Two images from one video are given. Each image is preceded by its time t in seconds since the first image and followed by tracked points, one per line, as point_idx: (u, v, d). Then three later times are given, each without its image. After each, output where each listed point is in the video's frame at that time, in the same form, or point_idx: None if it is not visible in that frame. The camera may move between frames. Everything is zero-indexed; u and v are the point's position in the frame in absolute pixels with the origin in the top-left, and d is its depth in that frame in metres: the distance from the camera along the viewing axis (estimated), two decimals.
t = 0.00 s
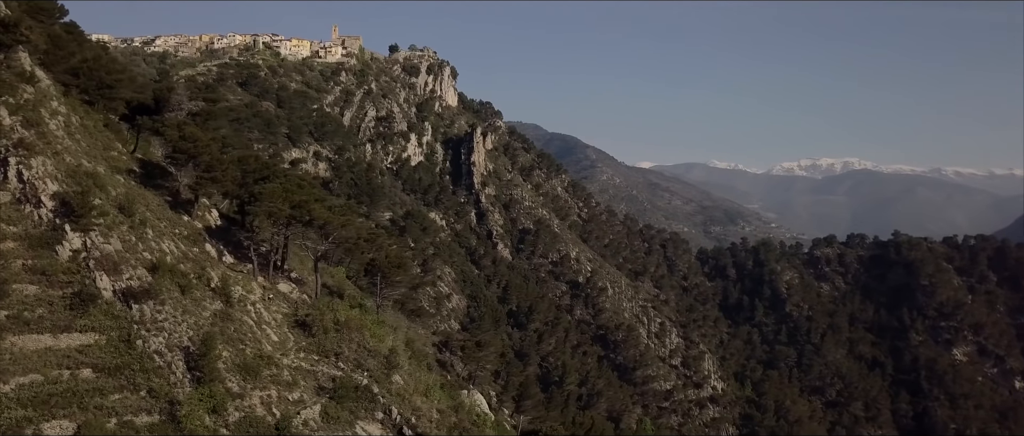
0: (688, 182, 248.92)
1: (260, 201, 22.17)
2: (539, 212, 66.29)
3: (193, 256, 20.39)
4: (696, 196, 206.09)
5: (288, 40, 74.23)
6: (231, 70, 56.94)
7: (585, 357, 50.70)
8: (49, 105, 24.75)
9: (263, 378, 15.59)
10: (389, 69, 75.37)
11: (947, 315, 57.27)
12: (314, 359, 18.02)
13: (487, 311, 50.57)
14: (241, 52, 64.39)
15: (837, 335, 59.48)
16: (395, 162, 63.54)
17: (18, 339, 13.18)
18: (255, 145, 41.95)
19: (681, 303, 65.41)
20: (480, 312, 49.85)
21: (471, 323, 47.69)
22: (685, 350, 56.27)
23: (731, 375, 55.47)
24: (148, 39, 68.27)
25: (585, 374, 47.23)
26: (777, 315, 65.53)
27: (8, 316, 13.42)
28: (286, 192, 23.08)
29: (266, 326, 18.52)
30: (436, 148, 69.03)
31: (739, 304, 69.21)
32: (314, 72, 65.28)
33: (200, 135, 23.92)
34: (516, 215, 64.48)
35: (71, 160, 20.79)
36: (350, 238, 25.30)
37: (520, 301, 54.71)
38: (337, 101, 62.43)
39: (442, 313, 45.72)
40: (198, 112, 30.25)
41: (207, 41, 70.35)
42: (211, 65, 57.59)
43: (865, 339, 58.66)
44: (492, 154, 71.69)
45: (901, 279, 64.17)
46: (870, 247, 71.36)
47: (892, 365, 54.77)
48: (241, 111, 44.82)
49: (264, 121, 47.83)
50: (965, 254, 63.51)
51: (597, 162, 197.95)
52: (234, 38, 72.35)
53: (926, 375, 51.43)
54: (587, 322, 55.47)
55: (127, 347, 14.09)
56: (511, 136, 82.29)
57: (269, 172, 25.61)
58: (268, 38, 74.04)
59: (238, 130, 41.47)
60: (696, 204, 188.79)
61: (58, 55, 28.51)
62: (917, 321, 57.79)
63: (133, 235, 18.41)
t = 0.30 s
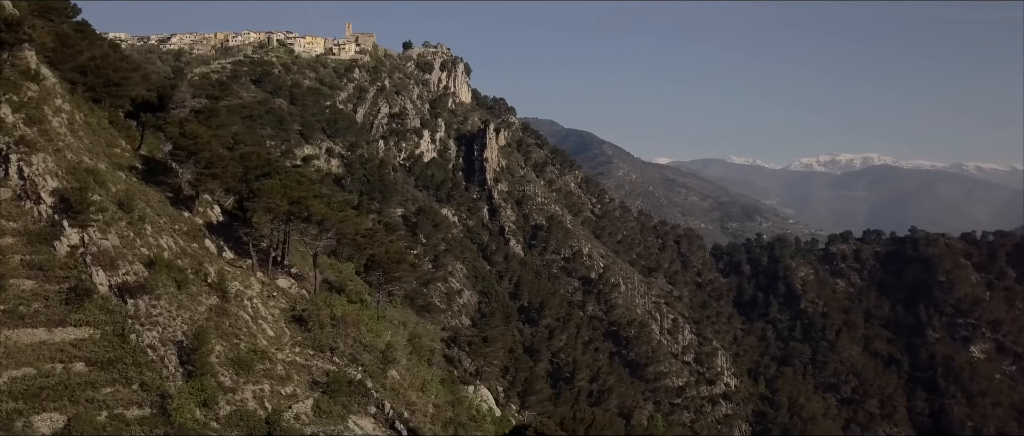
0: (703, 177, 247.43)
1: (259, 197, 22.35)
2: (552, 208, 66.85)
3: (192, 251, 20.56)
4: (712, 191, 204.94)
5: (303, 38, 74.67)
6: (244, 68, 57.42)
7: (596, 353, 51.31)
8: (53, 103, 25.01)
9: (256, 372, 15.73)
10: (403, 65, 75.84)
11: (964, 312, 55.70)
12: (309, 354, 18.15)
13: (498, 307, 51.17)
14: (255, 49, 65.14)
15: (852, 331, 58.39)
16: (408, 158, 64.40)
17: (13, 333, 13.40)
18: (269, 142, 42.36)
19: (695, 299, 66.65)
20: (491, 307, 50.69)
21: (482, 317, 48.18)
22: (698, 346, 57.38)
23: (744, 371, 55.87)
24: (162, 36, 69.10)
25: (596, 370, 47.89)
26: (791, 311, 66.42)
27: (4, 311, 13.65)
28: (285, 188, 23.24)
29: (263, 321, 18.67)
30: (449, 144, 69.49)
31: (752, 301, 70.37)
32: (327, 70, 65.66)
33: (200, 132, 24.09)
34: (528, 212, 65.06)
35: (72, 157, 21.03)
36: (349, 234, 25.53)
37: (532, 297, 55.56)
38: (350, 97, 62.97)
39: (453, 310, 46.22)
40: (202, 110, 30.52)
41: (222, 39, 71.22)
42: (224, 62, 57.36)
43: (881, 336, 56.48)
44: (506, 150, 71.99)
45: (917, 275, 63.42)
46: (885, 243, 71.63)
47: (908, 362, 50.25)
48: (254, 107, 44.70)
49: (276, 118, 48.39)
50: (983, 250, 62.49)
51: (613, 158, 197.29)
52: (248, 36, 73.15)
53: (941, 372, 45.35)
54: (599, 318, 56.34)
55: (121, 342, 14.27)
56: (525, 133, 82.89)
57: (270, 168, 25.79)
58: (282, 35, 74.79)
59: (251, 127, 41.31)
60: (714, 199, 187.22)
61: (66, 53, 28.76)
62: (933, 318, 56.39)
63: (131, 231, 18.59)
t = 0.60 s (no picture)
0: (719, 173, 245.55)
1: (256, 192, 22.57)
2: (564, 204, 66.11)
3: (189, 247, 20.73)
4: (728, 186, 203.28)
5: (316, 35, 75.47)
6: (258, 65, 59.33)
7: (607, 349, 52.02)
8: (56, 100, 25.27)
9: (248, 366, 15.86)
10: (416, 62, 76.08)
11: (982, 309, 56.59)
12: (304, 348, 18.23)
13: (507, 303, 51.48)
14: (269, 47, 66.01)
15: (867, 328, 59.10)
16: (420, 155, 63.73)
17: (7, 327, 13.58)
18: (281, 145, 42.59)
19: (708, 296, 65.34)
20: (501, 304, 51.25)
21: (493, 313, 48.94)
22: (711, 343, 56.64)
23: (757, 368, 55.79)
24: (178, 34, 70.10)
25: (606, 365, 49.16)
26: (807, 308, 64.94)
27: None
28: (283, 184, 23.41)
29: (258, 315, 18.81)
30: (462, 140, 68.98)
31: (767, 298, 68.44)
32: (340, 66, 66.72)
33: (199, 129, 24.28)
34: (541, 208, 64.54)
35: (73, 154, 21.30)
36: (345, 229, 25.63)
37: (542, 293, 55.52)
38: (363, 94, 63.12)
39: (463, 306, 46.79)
40: (203, 106, 30.72)
41: (236, 37, 72.14)
42: (239, 60, 59.96)
43: (896, 333, 58.40)
44: (519, 146, 71.94)
45: (933, 272, 63.08)
46: (901, 239, 69.79)
47: (923, 360, 54.62)
48: (267, 106, 50.10)
49: (289, 115, 51.54)
50: (1001, 245, 61.75)
51: (628, 153, 196.28)
52: (262, 33, 73.96)
53: (958, 371, 51.39)
54: (610, 315, 55.96)
55: (114, 335, 14.41)
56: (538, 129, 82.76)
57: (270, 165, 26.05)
58: (296, 32, 75.49)
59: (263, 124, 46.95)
60: (730, 195, 185.47)
61: (75, 51, 29.17)
62: (949, 315, 57.25)
63: (129, 227, 18.85)
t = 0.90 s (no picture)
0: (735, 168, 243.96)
1: (253, 189, 22.78)
2: (576, 200, 66.41)
3: (187, 242, 20.96)
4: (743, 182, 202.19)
5: (329, 32, 76.25)
6: (271, 63, 60.60)
7: (618, 346, 52.91)
8: (59, 98, 25.60)
9: (240, 359, 16.01)
10: (429, 58, 76.59)
11: (1000, 306, 57.00)
12: (298, 342, 18.38)
13: (518, 300, 52.39)
14: (282, 44, 67.13)
15: (883, 325, 58.93)
16: (433, 151, 64.33)
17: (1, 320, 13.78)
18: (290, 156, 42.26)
19: (720, 292, 64.66)
20: (512, 300, 52.15)
21: (503, 310, 49.60)
22: (723, 340, 56.34)
23: (770, 365, 55.73)
24: (193, 32, 71.41)
25: (617, 361, 50.39)
26: (822, 305, 64.28)
27: None
28: (280, 180, 23.59)
29: (253, 310, 18.97)
30: (474, 137, 69.09)
31: (781, 294, 67.62)
32: (353, 63, 67.69)
33: (198, 125, 24.47)
34: (552, 204, 64.75)
35: (74, 151, 21.58)
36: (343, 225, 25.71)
37: (553, 289, 56.43)
38: (376, 92, 63.70)
39: (474, 302, 47.85)
40: (205, 103, 31.03)
41: (250, 34, 73.24)
42: (252, 57, 61.32)
43: (912, 330, 58.31)
44: (531, 142, 72.00)
45: (950, 268, 62.88)
46: (918, 235, 68.80)
47: (940, 358, 55.16)
48: (278, 103, 51.66)
49: (301, 112, 52.69)
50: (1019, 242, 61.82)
51: (644, 149, 195.67)
52: (276, 31, 75.00)
53: (975, 369, 52.34)
54: (622, 311, 56.12)
55: (107, 329, 14.55)
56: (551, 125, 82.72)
57: (270, 161, 26.25)
58: (309, 29, 76.38)
59: (275, 121, 48.56)
60: (747, 191, 183.69)
61: (80, 50, 29.74)
62: (966, 313, 57.81)
63: (126, 222, 19.08)
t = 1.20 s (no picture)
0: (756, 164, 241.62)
1: (255, 185, 23.11)
2: (592, 197, 66.62)
3: (189, 237, 21.23)
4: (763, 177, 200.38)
5: (347, 30, 77.49)
6: (288, 60, 61.79)
7: (633, 342, 52.84)
8: (68, 96, 26.07)
9: (238, 353, 16.15)
10: (446, 55, 77.54)
11: None
12: (296, 337, 18.54)
13: (532, 295, 52.85)
14: (300, 42, 68.57)
15: (902, 323, 58.13)
16: (448, 148, 64.75)
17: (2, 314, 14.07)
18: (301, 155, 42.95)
19: (738, 289, 65.05)
20: (527, 295, 52.42)
21: (517, 306, 50.07)
22: (739, 336, 56.23)
23: (788, 362, 55.51)
24: (212, 31, 73.15)
25: (631, 357, 49.77)
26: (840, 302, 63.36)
27: None
28: (282, 176, 23.87)
29: (253, 304, 19.17)
30: (490, 133, 70.25)
31: (800, 291, 67.59)
32: (370, 61, 67.99)
33: (202, 122, 24.80)
34: (569, 200, 64.97)
35: (80, 148, 21.97)
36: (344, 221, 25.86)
37: (567, 285, 56.18)
38: (392, 89, 64.56)
39: (489, 297, 48.44)
40: (214, 101, 31.61)
41: (269, 32, 74.68)
42: (269, 55, 62.90)
43: (933, 328, 57.41)
44: (547, 138, 72.27)
45: (972, 265, 62.23)
46: (939, 232, 68.56)
47: (961, 355, 54.58)
48: (294, 100, 52.63)
49: (316, 109, 53.72)
50: None
51: (665, 145, 194.60)
52: (294, 28, 76.40)
53: (997, 368, 51.94)
54: (638, 308, 56.60)
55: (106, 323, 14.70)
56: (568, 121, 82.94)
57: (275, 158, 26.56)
58: (327, 27, 77.68)
59: (289, 119, 49.43)
60: (768, 187, 181.55)
61: (90, 49, 30.44)
62: (989, 310, 57.30)
63: (129, 218, 19.43)
